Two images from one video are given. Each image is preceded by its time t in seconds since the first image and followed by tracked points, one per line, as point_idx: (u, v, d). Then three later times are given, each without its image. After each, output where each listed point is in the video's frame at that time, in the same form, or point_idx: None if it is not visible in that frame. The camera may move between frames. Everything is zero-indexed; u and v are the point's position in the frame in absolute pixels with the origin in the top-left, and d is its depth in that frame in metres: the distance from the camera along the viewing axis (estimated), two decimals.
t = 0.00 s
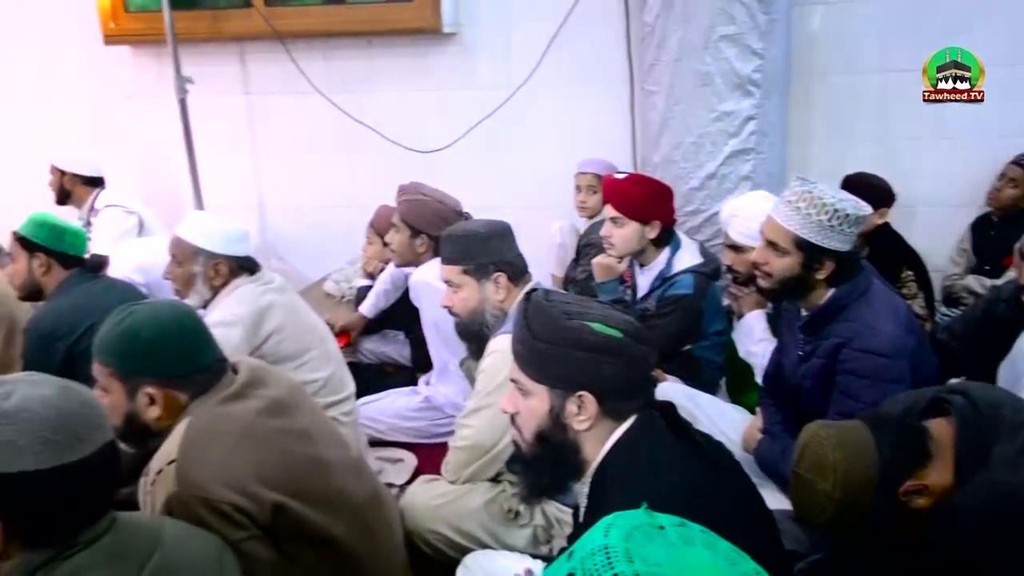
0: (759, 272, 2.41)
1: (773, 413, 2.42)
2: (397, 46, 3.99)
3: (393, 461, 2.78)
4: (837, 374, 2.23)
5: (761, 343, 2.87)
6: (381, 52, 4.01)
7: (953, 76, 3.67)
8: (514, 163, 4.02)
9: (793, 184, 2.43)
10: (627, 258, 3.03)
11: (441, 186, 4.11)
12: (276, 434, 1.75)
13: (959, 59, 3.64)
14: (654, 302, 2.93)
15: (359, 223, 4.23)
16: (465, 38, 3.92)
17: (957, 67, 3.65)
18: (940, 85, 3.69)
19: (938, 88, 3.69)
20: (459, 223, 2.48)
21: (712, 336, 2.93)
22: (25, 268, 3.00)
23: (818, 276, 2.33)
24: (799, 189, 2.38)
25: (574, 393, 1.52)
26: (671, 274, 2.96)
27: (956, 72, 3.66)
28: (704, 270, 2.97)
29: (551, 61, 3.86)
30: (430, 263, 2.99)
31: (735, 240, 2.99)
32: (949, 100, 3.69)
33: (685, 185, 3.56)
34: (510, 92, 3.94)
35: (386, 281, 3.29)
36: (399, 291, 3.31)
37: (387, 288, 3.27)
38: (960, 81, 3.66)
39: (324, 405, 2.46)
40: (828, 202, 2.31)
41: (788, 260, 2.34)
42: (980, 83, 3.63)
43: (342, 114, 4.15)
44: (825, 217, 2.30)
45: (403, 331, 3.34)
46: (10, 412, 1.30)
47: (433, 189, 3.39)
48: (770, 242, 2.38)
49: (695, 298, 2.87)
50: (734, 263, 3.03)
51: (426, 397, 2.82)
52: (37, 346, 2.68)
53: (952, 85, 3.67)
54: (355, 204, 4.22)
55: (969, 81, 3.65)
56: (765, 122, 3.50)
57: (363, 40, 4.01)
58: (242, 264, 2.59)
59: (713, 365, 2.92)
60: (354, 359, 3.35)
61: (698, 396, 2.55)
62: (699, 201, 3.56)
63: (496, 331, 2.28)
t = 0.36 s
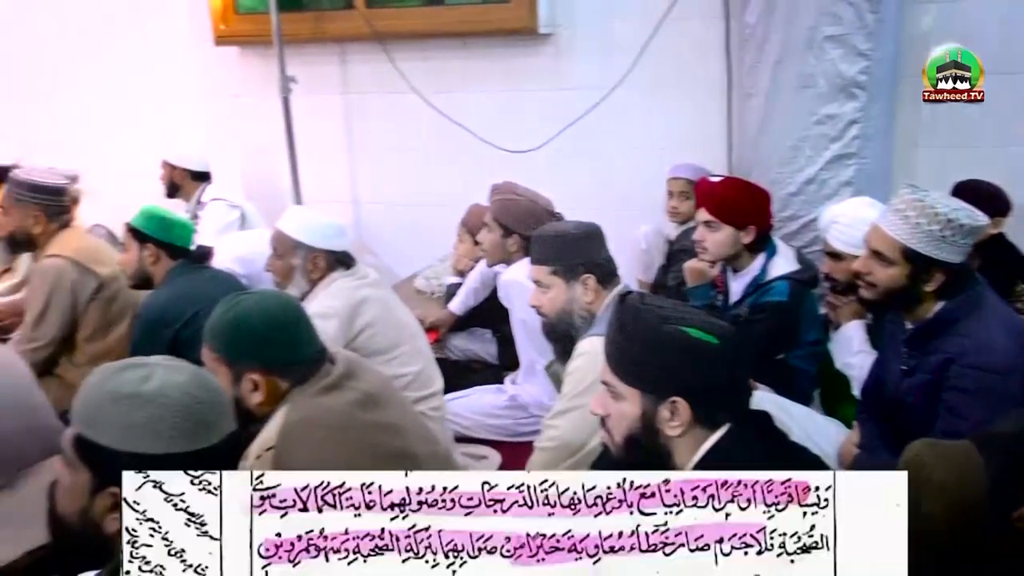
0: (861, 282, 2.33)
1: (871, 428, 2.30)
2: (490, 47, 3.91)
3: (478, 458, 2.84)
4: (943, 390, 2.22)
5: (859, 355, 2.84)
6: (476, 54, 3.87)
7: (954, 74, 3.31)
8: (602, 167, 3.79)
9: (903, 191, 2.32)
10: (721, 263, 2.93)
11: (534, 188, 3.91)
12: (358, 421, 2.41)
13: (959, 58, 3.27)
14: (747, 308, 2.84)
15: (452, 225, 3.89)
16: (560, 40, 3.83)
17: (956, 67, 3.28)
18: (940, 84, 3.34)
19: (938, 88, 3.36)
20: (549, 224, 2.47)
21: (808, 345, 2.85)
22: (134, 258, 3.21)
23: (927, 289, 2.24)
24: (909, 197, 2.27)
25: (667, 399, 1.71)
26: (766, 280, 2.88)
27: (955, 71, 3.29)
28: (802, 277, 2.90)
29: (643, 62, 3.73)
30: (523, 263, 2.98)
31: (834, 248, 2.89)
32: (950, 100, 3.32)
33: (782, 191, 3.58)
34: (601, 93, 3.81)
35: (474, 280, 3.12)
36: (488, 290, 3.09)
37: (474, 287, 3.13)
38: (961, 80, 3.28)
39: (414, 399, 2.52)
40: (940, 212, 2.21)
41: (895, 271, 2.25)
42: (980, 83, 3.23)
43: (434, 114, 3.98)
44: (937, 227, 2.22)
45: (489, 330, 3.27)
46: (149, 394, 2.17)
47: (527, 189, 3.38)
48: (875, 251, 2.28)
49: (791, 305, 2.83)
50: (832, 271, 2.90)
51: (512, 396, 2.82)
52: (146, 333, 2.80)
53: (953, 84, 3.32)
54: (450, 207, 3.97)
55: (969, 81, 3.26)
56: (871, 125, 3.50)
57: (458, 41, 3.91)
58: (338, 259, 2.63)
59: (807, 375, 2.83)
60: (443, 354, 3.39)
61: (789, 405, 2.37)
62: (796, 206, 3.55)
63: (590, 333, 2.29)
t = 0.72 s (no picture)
0: (926, 285, 2.29)
1: (933, 438, 2.25)
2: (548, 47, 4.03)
3: (528, 457, 2.73)
4: (1012, 397, 2.02)
5: (922, 362, 2.71)
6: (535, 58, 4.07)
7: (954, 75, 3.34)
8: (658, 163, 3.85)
9: (971, 194, 2.27)
10: (777, 266, 2.89)
11: (588, 187, 3.97)
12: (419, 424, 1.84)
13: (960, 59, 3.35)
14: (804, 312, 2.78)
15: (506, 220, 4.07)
16: (617, 41, 3.93)
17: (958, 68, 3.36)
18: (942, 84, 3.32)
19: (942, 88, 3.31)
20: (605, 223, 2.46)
21: (867, 351, 2.74)
22: (194, 255, 3.24)
23: (995, 294, 2.18)
24: (978, 199, 2.21)
25: (722, 402, 1.49)
26: (824, 284, 2.83)
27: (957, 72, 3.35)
28: (861, 282, 2.86)
29: (703, 62, 3.77)
30: (574, 263, 2.96)
31: (895, 252, 2.86)
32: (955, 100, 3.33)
33: (842, 193, 3.41)
34: (659, 93, 3.86)
35: (527, 279, 3.30)
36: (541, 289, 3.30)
37: (529, 285, 3.30)
38: (960, 80, 3.38)
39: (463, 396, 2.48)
40: (1011, 215, 2.14)
41: (962, 275, 2.20)
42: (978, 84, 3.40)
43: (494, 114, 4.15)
44: (1007, 231, 2.14)
45: (542, 329, 3.39)
46: (226, 389, 1.56)
47: (580, 190, 3.38)
48: (942, 255, 2.25)
49: (849, 310, 2.76)
50: (892, 275, 2.88)
51: (563, 396, 2.87)
52: (206, 330, 2.85)
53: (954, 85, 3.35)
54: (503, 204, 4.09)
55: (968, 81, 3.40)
56: (937, 126, 3.28)
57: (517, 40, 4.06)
58: (393, 257, 2.66)
59: (865, 382, 2.66)
60: (492, 353, 3.39)
61: (845, 412, 2.37)
62: (857, 209, 3.38)
63: (639, 335, 2.27)
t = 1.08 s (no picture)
0: (965, 291, 2.24)
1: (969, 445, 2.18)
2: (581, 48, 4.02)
3: (556, 460, 2.71)
4: None
5: (959, 369, 2.64)
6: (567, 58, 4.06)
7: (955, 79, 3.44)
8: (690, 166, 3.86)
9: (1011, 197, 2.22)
10: (812, 269, 2.82)
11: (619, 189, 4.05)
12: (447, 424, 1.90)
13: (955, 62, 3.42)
14: (839, 317, 2.75)
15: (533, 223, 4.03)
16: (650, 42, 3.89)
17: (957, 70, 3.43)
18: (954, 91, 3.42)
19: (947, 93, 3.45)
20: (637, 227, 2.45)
21: (902, 356, 2.72)
22: (228, 254, 3.21)
23: None
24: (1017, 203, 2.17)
25: (755, 407, 1.48)
26: (857, 288, 2.84)
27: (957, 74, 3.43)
28: (895, 285, 2.85)
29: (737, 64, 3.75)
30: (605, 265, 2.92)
31: (933, 256, 2.82)
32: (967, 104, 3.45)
33: (880, 197, 3.54)
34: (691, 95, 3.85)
35: (556, 281, 3.27)
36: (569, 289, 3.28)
37: (557, 287, 3.27)
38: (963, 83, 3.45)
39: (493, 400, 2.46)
40: None
41: (1002, 281, 2.15)
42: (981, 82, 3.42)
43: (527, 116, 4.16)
44: None
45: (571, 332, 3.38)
46: (274, 393, 1.51)
47: (611, 192, 3.34)
48: (981, 260, 2.19)
49: (884, 314, 2.75)
50: (929, 280, 2.83)
51: (592, 400, 2.84)
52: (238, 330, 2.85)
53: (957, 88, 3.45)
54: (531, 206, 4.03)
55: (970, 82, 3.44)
56: (977, 131, 3.44)
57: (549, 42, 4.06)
58: (425, 258, 2.67)
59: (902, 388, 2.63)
60: (522, 356, 3.39)
61: (882, 419, 2.33)
62: (892, 213, 3.52)
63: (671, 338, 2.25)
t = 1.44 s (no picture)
0: (1000, 300, 2.23)
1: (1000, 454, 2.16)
2: (608, 54, 4.03)
3: (580, 465, 2.71)
4: None
5: (992, 380, 2.61)
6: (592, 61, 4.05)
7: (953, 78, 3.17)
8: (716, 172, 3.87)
9: None
10: (840, 277, 2.83)
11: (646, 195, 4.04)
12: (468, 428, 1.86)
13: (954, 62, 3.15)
14: (868, 326, 2.73)
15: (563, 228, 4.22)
16: (676, 48, 3.88)
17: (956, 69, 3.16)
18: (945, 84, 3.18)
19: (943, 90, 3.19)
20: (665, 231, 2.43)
21: (934, 367, 2.66)
22: (260, 256, 3.28)
23: None
24: None
25: (784, 417, 1.46)
26: (890, 297, 2.75)
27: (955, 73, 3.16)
28: (928, 294, 2.76)
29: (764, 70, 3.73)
30: (630, 271, 2.91)
31: (966, 266, 2.80)
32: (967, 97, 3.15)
33: (909, 204, 3.32)
34: (718, 101, 3.84)
35: (582, 286, 3.31)
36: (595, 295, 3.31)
37: (583, 293, 3.30)
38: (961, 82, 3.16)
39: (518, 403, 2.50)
40: None
41: None
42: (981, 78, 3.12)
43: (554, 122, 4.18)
44: None
45: (595, 337, 3.37)
46: (280, 394, 1.45)
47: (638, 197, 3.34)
48: (1016, 269, 2.18)
49: (917, 323, 2.67)
50: (963, 289, 2.80)
51: (617, 405, 2.84)
52: (268, 331, 2.89)
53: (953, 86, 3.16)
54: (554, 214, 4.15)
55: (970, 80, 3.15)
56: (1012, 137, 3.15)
57: (575, 49, 4.07)
58: (450, 262, 2.68)
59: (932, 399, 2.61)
60: (547, 361, 3.38)
61: (911, 431, 2.30)
62: (925, 220, 3.29)
63: (698, 345, 2.23)
